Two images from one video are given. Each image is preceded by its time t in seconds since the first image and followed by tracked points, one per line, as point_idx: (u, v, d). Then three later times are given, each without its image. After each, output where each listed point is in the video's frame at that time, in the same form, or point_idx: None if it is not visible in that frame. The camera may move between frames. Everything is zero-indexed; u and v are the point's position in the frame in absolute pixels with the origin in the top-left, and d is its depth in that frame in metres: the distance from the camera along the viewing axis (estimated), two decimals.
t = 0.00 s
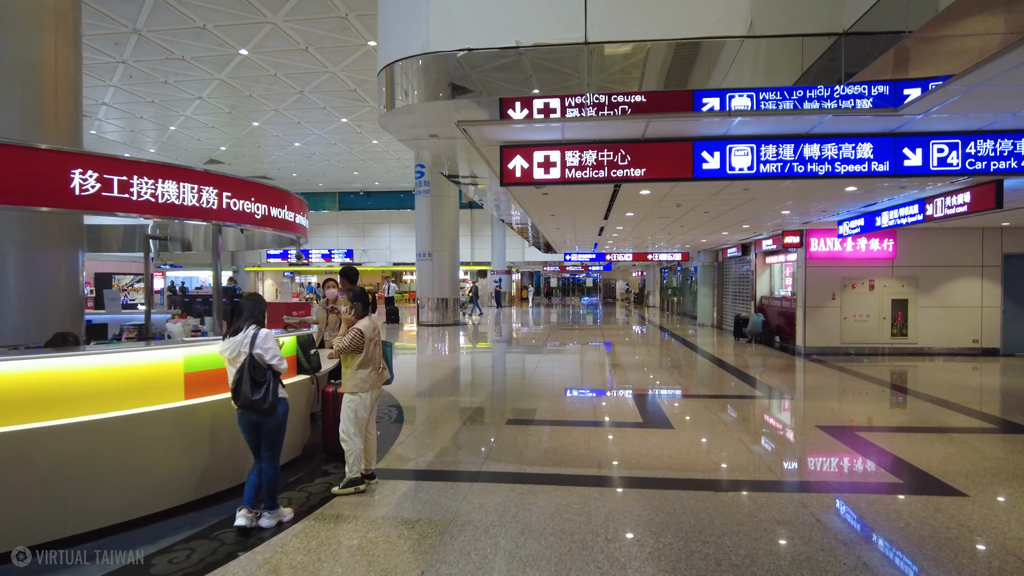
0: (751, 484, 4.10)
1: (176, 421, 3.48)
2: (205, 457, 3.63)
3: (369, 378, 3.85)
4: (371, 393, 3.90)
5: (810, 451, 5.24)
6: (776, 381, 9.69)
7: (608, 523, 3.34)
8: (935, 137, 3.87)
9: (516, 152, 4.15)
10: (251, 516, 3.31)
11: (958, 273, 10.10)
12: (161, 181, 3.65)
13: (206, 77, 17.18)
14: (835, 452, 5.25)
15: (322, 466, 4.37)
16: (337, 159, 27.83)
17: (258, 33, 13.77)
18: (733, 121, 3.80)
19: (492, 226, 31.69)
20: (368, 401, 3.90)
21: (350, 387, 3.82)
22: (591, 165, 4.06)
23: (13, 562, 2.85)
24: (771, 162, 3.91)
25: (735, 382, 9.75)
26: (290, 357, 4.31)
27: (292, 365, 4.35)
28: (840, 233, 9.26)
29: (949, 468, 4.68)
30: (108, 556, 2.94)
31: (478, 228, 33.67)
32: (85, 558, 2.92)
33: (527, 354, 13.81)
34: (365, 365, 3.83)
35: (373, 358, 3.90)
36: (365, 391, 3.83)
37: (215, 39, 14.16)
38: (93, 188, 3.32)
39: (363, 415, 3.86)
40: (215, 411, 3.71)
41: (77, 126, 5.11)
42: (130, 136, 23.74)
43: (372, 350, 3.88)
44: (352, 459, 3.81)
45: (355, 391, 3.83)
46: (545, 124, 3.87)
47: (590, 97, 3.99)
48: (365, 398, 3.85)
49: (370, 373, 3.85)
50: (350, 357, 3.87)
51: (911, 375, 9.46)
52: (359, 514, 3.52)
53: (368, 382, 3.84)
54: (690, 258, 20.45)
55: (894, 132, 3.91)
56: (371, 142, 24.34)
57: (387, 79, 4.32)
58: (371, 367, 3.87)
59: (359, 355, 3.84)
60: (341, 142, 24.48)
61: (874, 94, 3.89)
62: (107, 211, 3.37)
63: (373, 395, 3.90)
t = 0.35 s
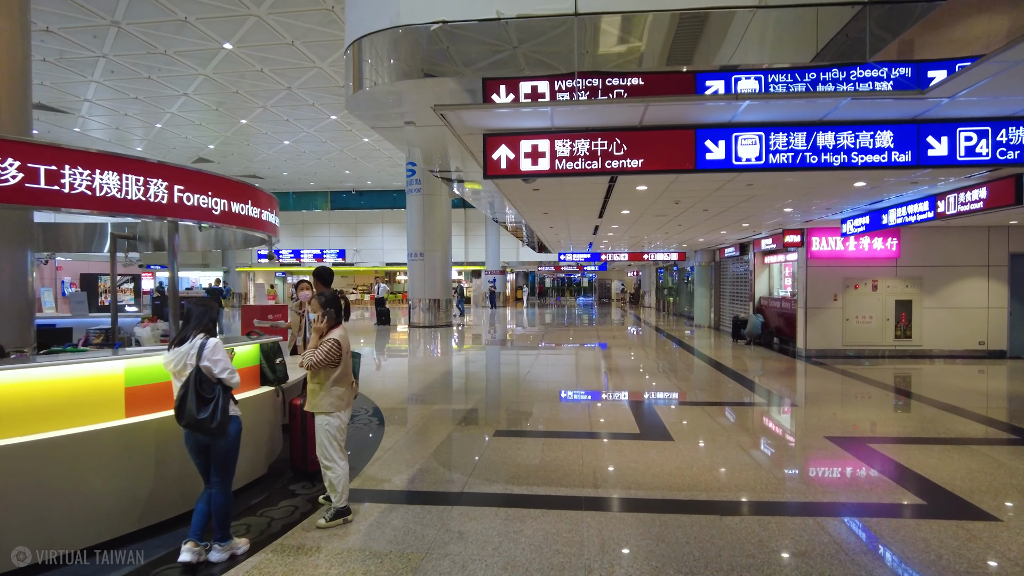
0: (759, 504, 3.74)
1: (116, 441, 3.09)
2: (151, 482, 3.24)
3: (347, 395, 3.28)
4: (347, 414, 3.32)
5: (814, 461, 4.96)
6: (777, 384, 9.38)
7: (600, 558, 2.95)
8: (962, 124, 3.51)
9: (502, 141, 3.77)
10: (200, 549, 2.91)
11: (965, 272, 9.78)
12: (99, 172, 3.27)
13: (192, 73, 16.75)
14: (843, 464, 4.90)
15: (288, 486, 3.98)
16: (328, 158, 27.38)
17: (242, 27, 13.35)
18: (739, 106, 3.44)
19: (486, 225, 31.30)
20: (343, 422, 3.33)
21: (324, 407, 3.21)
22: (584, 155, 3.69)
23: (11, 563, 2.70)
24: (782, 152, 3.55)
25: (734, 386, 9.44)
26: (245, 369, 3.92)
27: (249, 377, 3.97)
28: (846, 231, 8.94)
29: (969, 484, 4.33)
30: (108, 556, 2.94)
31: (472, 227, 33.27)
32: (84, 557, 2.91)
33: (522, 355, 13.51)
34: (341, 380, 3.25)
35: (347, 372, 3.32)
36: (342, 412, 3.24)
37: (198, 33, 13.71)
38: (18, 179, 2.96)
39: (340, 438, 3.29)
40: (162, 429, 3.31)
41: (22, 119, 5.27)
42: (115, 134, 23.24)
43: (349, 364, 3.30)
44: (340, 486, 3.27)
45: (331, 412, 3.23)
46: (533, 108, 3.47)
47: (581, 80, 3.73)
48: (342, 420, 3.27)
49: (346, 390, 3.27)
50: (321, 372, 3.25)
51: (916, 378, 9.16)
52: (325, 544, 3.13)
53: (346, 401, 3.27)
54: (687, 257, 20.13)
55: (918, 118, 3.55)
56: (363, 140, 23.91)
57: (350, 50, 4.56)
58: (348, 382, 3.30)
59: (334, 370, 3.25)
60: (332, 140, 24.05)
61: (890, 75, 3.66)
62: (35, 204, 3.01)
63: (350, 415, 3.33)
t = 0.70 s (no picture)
0: (775, 522, 3.40)
1: (48, 457, 2.69)
2: (91, 502, 2.85)
3: (319, 408, 2.92)
4: (318, 429, 2.97)
5: (813, 464, 4.74)
6: (778, 384, 9.11)
7: None
8: (1002, 104, 3.18)
9: (493, 120, 3.40)
10: None
11: (973, 271, 9.50)
12: (32, 148, 2.88)
13: (177, 64, 16.28)
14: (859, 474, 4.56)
15: (256, 503, 3.59)
16: (319, 153, 26.92)
17: (228, 14, 12.90)
18: (759, 80, 3.09)
19: (480, 223, 30.91)
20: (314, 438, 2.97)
21: (293, 423, 2.85)
22: (584, 137, 3.32)
23: (11, 564, 2.54)
24: (804, 134, 3.20)
25: (734, 386, 9.14)
26: (202, 375, 3.48)
27: (208, 384, 3.54)
28: (852, 227, 8.64)
29: (997, 498, 4.01)
30: (109, 556, 2.86)
31: (466, 225, 32.87)
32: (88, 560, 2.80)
33: (517, 352, 13.22)
34: (311, 391, 2.89)
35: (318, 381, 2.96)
36: (312, 426, 2.89)
37: (182, 21, 13.25)
38: None
39: (311, 458, 2.94)
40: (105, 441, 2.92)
41: None
42: (101, 127, 22.71)
43: (319, 371, 2.93)
44: (310, 513, 2.90)
45: (301, 428, 2.87)
46: (528, 80, 3.08)
47: (580, 53, 3.36)
48: (313, 436, 2.93)
49: (318, 402, 2.91)
50: (287, 383, 2.87)
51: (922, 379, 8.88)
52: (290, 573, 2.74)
53: (318, 414, 2.91)
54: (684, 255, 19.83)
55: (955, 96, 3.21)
56: (355, 135, 23.47)
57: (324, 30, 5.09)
58: (319, 392, 2.94)
59: (303, 379, 2.88)
60: (323, 135, 23.62)
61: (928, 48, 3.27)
62: None
63: (321, 430, 2.98)
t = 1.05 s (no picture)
0: (785, 539, 3.08)
1: None
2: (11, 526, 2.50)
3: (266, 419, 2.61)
4: (265, 443, 2.66)
5: (820, 469, 4.42)
6: (776, 382, 8.83)
7: None
8: None
9: (474, 96, 3.06)
10: None
11: (977, 267, 9.24)
12: None
13: (160, 54, 15.78)
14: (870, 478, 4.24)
15: (214, 520, 3.23)
16: (309, 147, 26.44)
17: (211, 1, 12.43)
18: (770, 49, 2.76)
19: (473, 218, 30.52)
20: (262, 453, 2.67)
21: (236, 438, 2.53)
22: (576, 115, 2.98)
23: (12, 564, 2.50)
24: (819, 113, 2.87)
25: (732, 384, 8.86)
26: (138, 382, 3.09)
27: (151, 392, 3.17)
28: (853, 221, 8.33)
29: (1019, 509, 3.70)
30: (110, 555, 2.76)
31: (459, 220, 32.45)
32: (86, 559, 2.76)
33: (509, 349, 12.91)
34: (256, 401, 2.57)
35: (264, 389, 2.64)
36: (258, 441, 2.58)
37: (162, 8, 12.77)
38: None
39: (259, 476, 2.63)
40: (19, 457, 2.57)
41: None
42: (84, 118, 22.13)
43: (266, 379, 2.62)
44: (263, 537, 2.61)
45: (245, 443, 2.55)
46: (513, 49, 2.74)
47: (571, 20, 3.02)
48: (261, 451, 2.62)
49: (264, 414, 2.60)
50: (228, 393, 2.54)
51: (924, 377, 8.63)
52: None
53: (265, 427, 2.61)
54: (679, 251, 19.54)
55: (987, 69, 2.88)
56: (344, 128, 23.01)
57: None
58: (266, 403, 2.63)
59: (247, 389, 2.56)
60: (312, 128, 23.14)
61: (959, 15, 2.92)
62: None
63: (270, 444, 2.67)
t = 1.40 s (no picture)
0: (797, 568, 2.74)
1: None
2: None
3: (191, 433, 2.32)
4: (190, 461, 2.33)
5: (824, 479, 4.12)
6: (772, 382, 8.56)
7: None
8: None
9: (445, 69, 2.69)
10: None
11: (976, 264, 9.01)
12: None
13: (136, 46, 15.17)
14: (883, 491, 3.92)
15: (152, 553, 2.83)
16: (294, 144, 25.89)
17: None
18: (784, 13, 2.40)
19: (463, 216, 30.11)
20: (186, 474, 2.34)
21: (157, 457, 2.20)
22: (562, 91, 2.60)
23: (11, 565, 2.36)
24: (838, 88, 2.51)
25: (726, 384, 8.57)
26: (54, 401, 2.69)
27: (73, 411, 2.79)
28: (853, 217, 8.05)
29: None
30: (109, 555, 2.74)
31: (448, 218, 32.02)
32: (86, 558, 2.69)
33: (498, 348, 12.58)
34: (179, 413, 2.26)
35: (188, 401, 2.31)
36: (183, 459, 2.26)
37: None
38: None
39: (185, 500, 2.31)
40: None
41: None
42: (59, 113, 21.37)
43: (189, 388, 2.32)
44: None
45: (168, 462, 2.23)
46: (489, 9, 2.37)
47: None
48: (187, 471, 2.30)
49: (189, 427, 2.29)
50: (146, 405, 2.21)
51: (923, 377, 8.38)
52: None
53: (190, 442, 2.30)
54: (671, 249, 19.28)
55: None
56: (329, 123, 22.48)
57: None
58: (190, 415, 2.33)
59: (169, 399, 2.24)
60: (297, 123, 22.62)
61: None
62: None
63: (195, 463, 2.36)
